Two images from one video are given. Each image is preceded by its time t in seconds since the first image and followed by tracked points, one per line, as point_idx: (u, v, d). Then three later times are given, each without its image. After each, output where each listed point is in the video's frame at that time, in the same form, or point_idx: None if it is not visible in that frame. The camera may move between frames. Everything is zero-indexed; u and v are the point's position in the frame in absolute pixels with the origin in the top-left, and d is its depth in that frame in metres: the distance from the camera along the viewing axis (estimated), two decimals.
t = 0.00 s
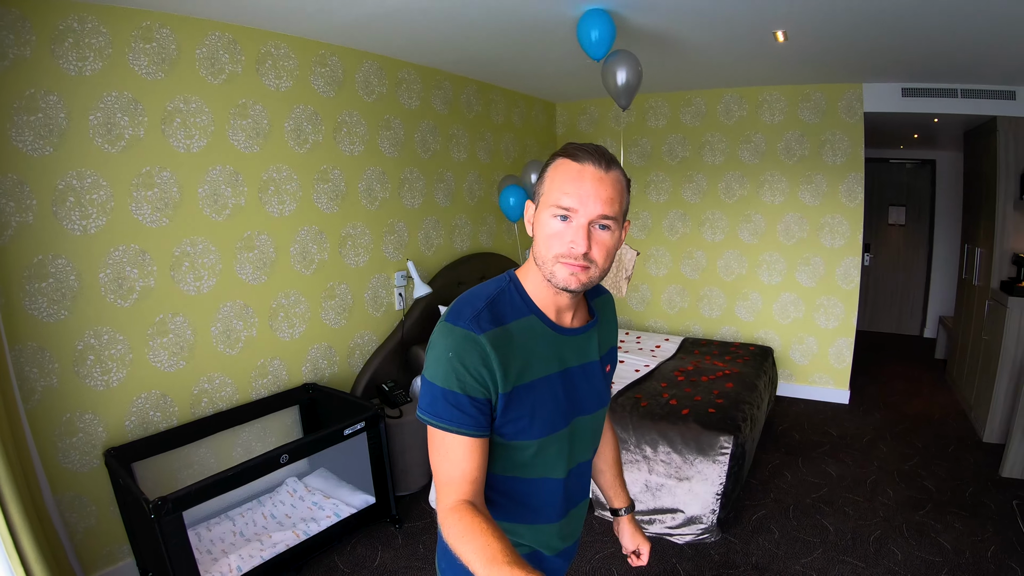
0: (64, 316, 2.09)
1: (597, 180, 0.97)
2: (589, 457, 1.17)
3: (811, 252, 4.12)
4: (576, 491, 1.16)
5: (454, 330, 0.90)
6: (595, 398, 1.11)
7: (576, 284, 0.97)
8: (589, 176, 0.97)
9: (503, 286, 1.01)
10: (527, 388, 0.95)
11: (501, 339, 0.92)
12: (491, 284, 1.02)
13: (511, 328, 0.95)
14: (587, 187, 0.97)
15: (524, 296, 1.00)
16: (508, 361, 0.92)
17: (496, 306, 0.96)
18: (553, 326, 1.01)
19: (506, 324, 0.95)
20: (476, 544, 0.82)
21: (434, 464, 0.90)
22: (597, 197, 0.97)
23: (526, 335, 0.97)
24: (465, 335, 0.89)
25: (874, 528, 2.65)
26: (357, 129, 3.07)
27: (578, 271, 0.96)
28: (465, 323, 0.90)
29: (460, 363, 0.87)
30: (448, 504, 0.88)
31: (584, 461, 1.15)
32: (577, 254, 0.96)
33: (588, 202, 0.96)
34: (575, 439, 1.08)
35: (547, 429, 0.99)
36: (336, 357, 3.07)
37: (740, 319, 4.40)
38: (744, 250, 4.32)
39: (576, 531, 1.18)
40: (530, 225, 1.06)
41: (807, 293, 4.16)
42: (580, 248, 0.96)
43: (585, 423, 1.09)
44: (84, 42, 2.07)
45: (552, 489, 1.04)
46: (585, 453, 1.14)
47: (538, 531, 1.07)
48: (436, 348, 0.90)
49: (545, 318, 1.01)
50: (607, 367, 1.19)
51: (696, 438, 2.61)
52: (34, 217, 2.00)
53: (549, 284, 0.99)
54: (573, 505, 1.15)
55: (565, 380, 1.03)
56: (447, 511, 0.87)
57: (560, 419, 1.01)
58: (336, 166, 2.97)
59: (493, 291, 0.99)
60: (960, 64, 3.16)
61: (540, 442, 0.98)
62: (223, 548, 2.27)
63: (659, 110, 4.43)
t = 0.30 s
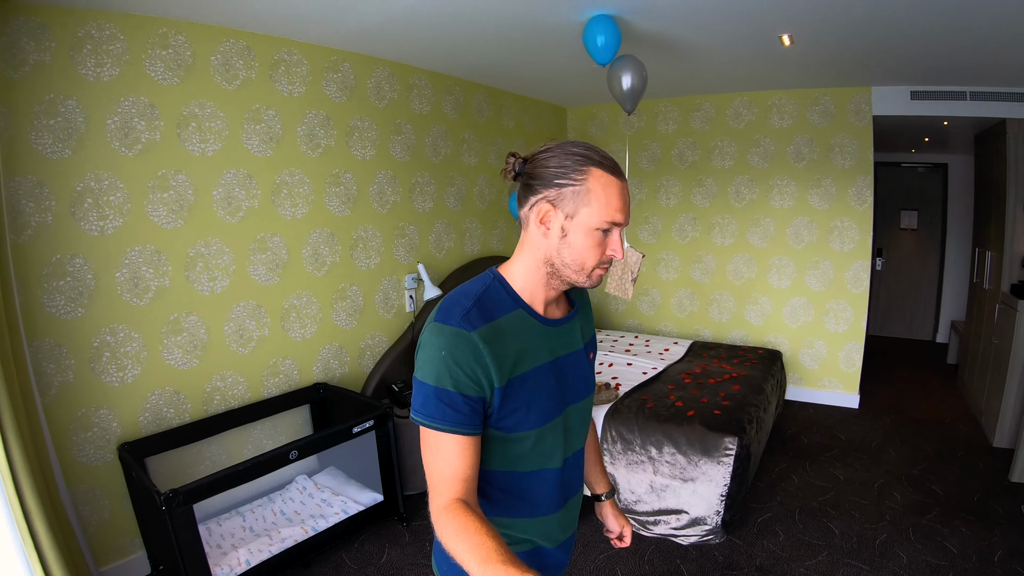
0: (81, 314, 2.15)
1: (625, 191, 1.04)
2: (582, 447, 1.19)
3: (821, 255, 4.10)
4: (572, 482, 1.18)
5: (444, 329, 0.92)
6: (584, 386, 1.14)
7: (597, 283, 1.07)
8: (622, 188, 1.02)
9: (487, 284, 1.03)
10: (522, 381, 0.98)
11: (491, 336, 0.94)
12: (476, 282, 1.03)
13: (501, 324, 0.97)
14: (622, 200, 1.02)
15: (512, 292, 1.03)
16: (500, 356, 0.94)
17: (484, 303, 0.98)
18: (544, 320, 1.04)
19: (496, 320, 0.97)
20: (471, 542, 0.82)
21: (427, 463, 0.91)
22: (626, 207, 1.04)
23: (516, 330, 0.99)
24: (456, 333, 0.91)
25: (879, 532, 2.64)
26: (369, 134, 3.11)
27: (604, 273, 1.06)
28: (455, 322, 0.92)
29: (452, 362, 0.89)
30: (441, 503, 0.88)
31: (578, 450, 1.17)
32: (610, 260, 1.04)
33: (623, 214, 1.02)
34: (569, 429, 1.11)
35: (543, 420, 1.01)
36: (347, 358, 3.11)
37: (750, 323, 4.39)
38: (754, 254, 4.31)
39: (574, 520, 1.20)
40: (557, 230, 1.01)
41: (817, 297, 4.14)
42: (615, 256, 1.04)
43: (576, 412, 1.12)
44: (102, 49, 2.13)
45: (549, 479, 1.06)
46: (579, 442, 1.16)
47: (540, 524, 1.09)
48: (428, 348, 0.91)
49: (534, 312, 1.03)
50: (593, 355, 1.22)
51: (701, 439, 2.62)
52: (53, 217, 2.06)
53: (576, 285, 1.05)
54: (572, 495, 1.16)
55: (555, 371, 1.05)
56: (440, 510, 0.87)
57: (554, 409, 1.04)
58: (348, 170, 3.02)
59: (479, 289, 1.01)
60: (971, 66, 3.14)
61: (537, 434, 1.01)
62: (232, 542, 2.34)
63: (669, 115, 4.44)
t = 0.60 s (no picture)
0: (112, 315, 2.24)
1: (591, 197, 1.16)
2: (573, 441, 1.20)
3: (852, 264, 3.99)
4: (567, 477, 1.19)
5: (440, 334, 0.90)
6: (571, 378, 1.15)
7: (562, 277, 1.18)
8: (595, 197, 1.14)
9: (476, 286, 1.00)
10: (520, 379, 0.98)
11: (487, 338, 0.93)
12: (463, 286, 1.01)
13: (495, 324, 0.95)
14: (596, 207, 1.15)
15: (501, 293, 1.01)
16: (496, 357, 0.93)
17: (476, 304, 0.96)
18: (533, 319, 1.04)
19: (490, 321, 0.95)
20: (463, 549, 0.81)
21: (419, 470, 0.89)
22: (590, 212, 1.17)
23: (510, 330, 0.98)
24: (452, 337, 0.89)
25: (906, 548, 2.54)
26: (395, 142, 3.17)
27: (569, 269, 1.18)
28: (451, 325, 0.90)
29: (451, 366, 0.87)
30: (432, 509, 0.86)
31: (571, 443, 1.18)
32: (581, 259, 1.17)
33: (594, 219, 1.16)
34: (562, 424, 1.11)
35: (542, 416, 1.02)
36: (373, 363, 3.16)
37: (781, 332, 4.29)
38: (784, 262, 4.22)
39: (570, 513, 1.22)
40: (577, 244, 1.07)
41: (848, 306, 4.03)
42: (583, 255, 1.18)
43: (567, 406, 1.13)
44: (134, 62, 2.23)
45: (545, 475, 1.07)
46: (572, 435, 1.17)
47: (543, 520, 1.10)
48: (423, 355, 0.89)
49: (522, 312, 1.02)
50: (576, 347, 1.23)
51: (721, 449, 2.58)
52: (86, 222, 2.15)
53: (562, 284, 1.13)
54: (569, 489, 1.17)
55: (548, 367, 1.05)
56: (430, 516, 0.86)
57: (550, 404, 1.05)
58: (375, 179, 3.07)
59: (468, 291, 0.98)
60: (1007, 67, 3.03)
61: (535, 430, 1.01)
62: (253, 540, 2.40)
63: (698, 122, 4.40)
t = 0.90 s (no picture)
0: (137, 313, 2.32)
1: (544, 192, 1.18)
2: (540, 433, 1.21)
3: (890, 271, 3.82)
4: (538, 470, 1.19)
5: (401, 323, 0.92)
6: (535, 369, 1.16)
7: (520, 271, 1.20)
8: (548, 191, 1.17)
9: (435, 278, 1.02)
10: (482, 367, 0.99)
11: (447, 326, 0.95)
12: (423, 279, 1.03)
13: (455, 314, 0.98)
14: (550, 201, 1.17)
15: (460, 285, 1.03)
16: (456, 345, 0.95)
17: (437, 295, 0.99)
18: (492, 310, 1.07)
19: (451, 311, 0.98)
20: (421, 536, 0.81)
21: (379, 459, 0.90)
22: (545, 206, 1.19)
23: (471, 321, 1.00)
24: (413, 326, 0.92)
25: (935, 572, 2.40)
26: (421, 147, 3.20)
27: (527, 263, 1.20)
28: (412, 314, 0.93)
29: (411, 353, 0.89)
30: (391, 498, 0.86)
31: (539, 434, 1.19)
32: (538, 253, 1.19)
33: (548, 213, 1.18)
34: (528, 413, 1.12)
35: (505, 403, 1.04)
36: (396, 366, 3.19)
37: (816, 343, 4.14)
38: (821, 270, 4.07)
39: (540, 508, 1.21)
40: (533, 237, 1.09)
41: (886, 316, 3.86)
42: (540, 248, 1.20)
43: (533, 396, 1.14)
44: (160, 70, 2.32)
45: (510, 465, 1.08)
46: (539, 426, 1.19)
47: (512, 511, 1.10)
48: (385, 344, 0.91)
49: (481, 302, 1.05)
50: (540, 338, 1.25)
51: (741, 462, 2.49)
52: (113, 224, 2.25)
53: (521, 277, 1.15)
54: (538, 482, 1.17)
55: (512, 356, 1.07)
56: (388, 505, 0.85)
57: (513, 392, 1.06)
58: (399, 183, 3.11)
59: (428, 283, 1.01)
60: None
61: (500, 417, 1.03)
62: (267, 536, 2.46)
63: (732, 126, 4.31)
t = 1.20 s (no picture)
0: (163, 317, 2.35)
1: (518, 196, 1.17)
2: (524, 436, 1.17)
3: (941, 284, 3.61)
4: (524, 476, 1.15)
5: (376, 328, 0.89)
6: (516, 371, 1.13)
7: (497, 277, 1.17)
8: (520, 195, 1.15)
9: (410, 285, 0.99)
10: (460, 369, 0.96)
11: (422, 330, 0.92)
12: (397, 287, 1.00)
13: (431, 318, 0.95)
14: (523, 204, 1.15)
15: (435, 291, 1.00)
16: (432, 348, 0.92)
17: (411, 300, 0.96)
18: (467, 315, 1.04)
19: (426, 315, 0.95)
20: (405, 543, 0.78)
21: (359, 466, 0.86)
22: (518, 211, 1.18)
23: (447, 324, 0.97)
24: (388, 329, 0.88)
25: None
26: (453, 153, 3.17)
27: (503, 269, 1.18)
28: (386, 318, 0.90)
29: (386, 357, 0.86)
30: (371, 504, 0.82)
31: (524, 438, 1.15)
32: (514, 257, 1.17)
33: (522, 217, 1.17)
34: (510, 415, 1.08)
35: (485, 404, 1.00)
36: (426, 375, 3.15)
37: (863, 359, 3.93)
38: (869, 282, 3.87)
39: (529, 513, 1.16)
40: (506, 239, 1.07)
41: (937, 331, 3.64)
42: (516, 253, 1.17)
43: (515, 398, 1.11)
44: (188, 78, 2.36)
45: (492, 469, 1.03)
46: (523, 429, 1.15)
47: (495, 517, 1.06)
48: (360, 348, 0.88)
49: (456, 308, 1.02)
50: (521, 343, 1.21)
51: (774, 487, 2.36)
52: (141, 228, 2.29)
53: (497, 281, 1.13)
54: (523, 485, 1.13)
55: (491, 358, 1.04)
56: (370, 511, 0.81)
57: (493, 393, 1.02)
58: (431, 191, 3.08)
59: (402, 289, 0.98)
60: None
61: (480, 420, 0.99)
62: (287, 542, 2.46)
63: (777, 132, 4.16)
